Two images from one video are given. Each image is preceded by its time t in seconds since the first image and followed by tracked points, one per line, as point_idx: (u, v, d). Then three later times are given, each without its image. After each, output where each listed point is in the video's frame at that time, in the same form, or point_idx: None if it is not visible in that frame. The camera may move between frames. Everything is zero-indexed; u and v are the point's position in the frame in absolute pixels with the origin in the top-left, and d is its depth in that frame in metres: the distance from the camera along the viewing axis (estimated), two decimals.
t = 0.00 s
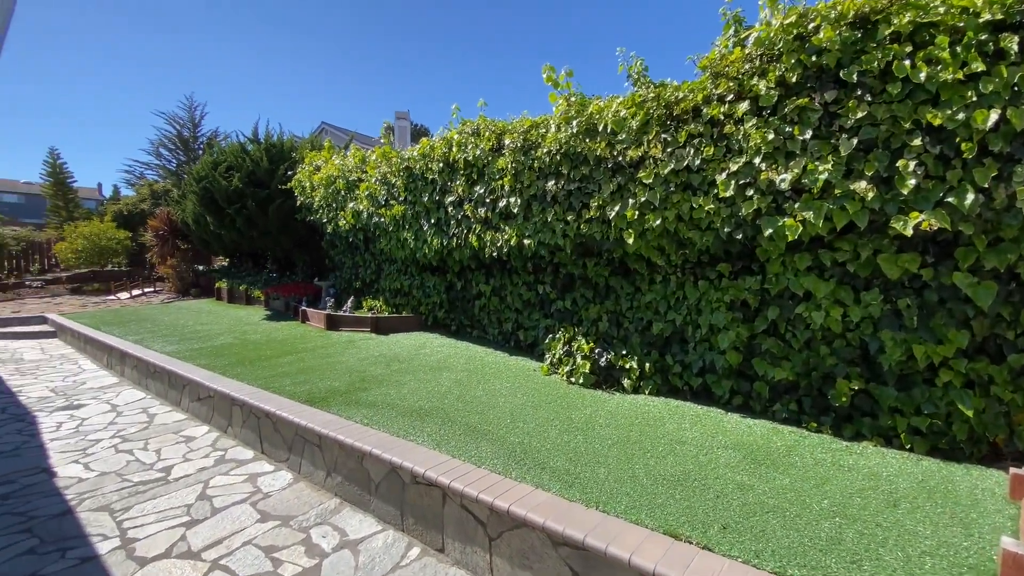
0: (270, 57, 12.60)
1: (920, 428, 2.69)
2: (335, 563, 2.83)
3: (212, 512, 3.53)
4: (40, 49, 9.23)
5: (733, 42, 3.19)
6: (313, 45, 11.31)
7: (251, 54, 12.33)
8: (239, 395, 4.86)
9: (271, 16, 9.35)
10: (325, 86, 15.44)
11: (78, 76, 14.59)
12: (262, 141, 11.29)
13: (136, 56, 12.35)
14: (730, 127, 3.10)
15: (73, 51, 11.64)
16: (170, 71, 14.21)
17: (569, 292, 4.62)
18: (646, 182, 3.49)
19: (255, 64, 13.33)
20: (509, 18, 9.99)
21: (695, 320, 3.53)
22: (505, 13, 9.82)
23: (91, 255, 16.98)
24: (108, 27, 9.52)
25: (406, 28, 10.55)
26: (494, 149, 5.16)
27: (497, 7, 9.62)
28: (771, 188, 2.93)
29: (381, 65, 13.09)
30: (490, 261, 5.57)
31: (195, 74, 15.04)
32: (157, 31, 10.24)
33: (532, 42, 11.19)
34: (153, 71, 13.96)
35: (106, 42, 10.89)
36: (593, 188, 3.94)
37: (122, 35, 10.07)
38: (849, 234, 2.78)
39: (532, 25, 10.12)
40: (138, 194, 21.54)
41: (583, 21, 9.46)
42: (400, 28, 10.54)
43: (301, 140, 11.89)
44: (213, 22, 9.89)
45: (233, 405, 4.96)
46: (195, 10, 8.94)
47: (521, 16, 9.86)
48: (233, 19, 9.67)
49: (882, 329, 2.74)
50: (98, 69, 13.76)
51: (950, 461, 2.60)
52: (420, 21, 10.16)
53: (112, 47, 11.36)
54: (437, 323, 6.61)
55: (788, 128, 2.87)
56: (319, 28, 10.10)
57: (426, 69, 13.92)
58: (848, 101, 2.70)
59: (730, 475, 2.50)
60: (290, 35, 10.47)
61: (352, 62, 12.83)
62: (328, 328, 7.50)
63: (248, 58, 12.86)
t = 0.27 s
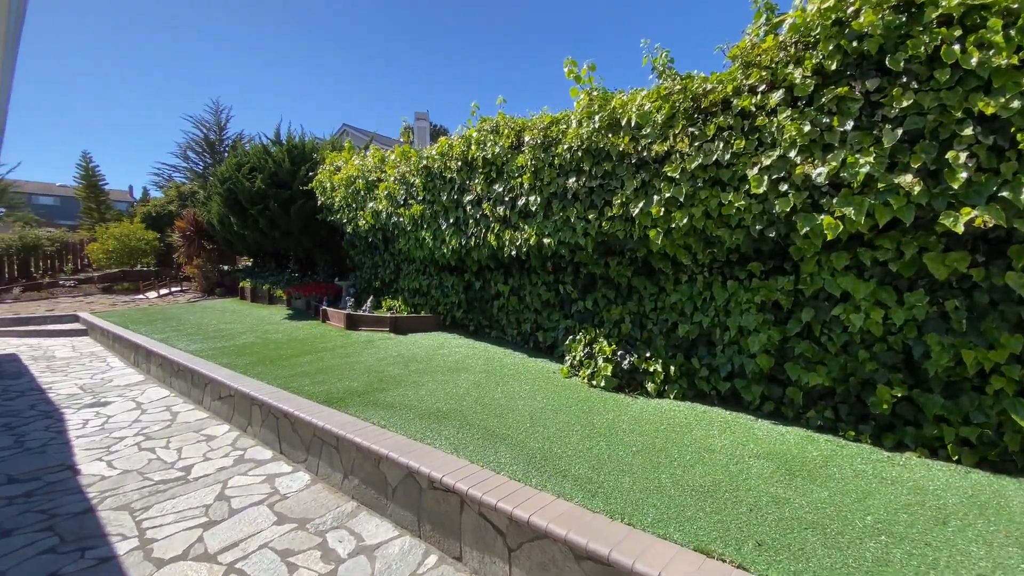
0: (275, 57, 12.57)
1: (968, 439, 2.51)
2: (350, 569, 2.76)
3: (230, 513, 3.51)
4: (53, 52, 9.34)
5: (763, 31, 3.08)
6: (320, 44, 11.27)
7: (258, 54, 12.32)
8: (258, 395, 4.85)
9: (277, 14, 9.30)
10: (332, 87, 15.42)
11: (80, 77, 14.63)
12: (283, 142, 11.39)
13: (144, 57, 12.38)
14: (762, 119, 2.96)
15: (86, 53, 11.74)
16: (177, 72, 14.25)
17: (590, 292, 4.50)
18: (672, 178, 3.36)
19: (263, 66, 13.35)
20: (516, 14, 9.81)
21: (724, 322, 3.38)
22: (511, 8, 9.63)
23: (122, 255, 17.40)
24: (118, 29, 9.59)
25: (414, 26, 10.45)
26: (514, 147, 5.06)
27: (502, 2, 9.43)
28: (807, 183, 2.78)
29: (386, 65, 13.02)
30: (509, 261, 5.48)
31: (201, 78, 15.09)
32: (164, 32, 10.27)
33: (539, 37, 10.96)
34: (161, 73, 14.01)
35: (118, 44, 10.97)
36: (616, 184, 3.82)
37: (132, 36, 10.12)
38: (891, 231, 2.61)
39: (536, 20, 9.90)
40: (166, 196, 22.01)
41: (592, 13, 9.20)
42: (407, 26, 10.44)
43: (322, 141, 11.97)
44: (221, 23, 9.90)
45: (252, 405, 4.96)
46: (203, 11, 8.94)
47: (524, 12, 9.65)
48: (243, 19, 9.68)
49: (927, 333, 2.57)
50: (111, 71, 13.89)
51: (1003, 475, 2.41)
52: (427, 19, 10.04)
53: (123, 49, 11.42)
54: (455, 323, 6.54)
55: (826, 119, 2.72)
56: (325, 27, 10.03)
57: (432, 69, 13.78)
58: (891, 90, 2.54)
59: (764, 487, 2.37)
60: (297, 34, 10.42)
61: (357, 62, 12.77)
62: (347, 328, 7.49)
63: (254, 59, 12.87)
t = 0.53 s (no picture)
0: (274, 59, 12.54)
1: (1021, 451, 2.33)
2: None
3: (244, 516, 3.47)
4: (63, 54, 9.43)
5: (796, 19, 2.93)
6: (319, 43, 11.21)
7: (258, 56, 12.28)
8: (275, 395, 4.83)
9: (277, 11, 9.26)
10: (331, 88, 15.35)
11: (79, 81, 14.65)
12: (302, 144, 11.46)
13: (147, 62, 12.43)
14: (795, 111, 2.81)
15: (94, 60, 11.85)
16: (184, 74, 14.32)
17: (611, 293, 4.37)
18: (698, 173, 3.23)
19: (269, 69, 13.37)
20: (516, 13, 9.62)
21: (753, 324, 3.23)
22: (510, 8, 9.45)
23: (148, 255, 17.72)
24: (128, 29, 9.64)
25: (416, 26, 10.34)
26: (532, 144, 4.96)
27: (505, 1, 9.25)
28: (844, 177, 2.62)
29: (388, 65, 12.95)
30: (527, 261, 5.38)
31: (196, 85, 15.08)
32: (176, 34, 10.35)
33: (540, 34, 10.74)
34: (155, 77, 13.98)
35: (122, 48, 11.02)
36: (638, 181, 3.69)
37: (131, 39, 10.13)
38: (937, 228, 2.44)
39: (535, 18, 9.69)
40: (191, 198, 22.39)
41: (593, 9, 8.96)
42: (417, 26, 10.38)
43: (340, 142, 12.02)
44: (223, 24, 9.89)
45: (269, 405, 4.95)
46: (202, 11, 8.93)
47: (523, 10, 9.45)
48: (245, 20, 9.66)
49: (975, 337, 2.40)
50: (105, 75, 13.86)
51: None
52: (427, 18, 9.91)
53: (125, 53, 11.47)
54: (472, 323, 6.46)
55: (865, 109, 2.56)
56: (336, 26, 10.01)
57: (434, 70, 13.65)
58: (938, 76, 2.37)
59: (799, 501, 2.22)
60: (297, 32, 10.36)
61: (356, 62, 12.69)
62: (365, 328, 7.47)
63: (251, 61, 12.80)
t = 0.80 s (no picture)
0: (276, 57, 12.44)
1: None
2: None
3: (258, 519, 3.42)
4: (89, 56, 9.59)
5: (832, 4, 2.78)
6: (337, 44, 11.26)
7: (272, 56, 12.35)
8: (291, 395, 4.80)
9: (294, 11, 9.29)
10: (335, 87, 15.32)
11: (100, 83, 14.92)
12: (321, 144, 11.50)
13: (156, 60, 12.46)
14: (831, 101, 2.66)
15: (100, 56, 11.88)
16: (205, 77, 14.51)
17: (632, 293, 4.23)
18: (725, 169, 3.09)
19: (278, 70, 13.39)
20: (531, 13, 9.54)
21: (783, 327, 3.08)
22: (524, 7, 9.36)
23: (172, 255, 18.03)
24: (152, 30, 9.77)
25: (420, 25, 10.27)
26: (550, 141, 4.84)
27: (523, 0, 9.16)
28: (885, 172, 2.46)
29: (388, 65, 12.87)
30: (544, 261, 5.27)
31: (209, 86, 15.24)
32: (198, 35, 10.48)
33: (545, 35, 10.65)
34: (167, 78, 14.13)
35: (127, 48, 11.07)
36: (662, 177, 3.55)
37: (147, 39, 10.17)
38: (987, 225, 2.27)
39: (535, 17, 9.56)
40: (213, 198, 22.75)
41: (595, 6, 8.79)
42: (434, 26, 10.35)
43: (358, 143, 12.05)
44: (227, 23, 9.86)
45: (286, 405, 4.92)
46: (210, 10, 8.90)
47: (522, 9, 9.33)
48: (260, 21, 9.72)
49: None
50: (130, 77, 14.12)
51: None
52: (441, 18, 9.88)
53: (135, 52, 11.53)
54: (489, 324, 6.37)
55: (909, 99, 2.40)
56: (354, 26, 10.03)
57: (440, 70, 13.58)
58: (990, 62, 2.21)
59: (839, 518, 2.07)
60: (304, 30, 10.32)
61: (362, 62, 12.67)
62: (382, 328, 7.44)
63: (269, 63, 12.91)
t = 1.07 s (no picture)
0: (293, 58, 12.49)
1: None
2: None
3: (274, 523, 3.38)
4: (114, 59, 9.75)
5: None
6: (356, 44, 11.29)
7: (291, 57, 12.43)
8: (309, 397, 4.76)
9: (314, 12, 9.33)
10: (352, 88, 15.39)
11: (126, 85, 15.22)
12: (340, 145, 11.53)
13: (177, 61, 12.60)
14: (873, 91, 2.49)
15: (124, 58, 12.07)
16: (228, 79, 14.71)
17: (655, 294, 4.10)
18: (756, 165, 2.94)
19: (297, 70, 13.47)
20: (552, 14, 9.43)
21: (818, 330, 2.92)
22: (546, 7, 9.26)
23: (196, 255, 18.36)
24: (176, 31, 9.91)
25: (435, 25, 10.21)
26: (570, 139, 4.73)
27: None
28: (933, 166, 2.29)
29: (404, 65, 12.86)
30: (564, 261, 5.16)
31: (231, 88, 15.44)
32: (220, 36, 10.60)
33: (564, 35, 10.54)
34: (192, 79, 14.35)
35: (151, 49, 11.27)
36: (688, 174, 3.41)
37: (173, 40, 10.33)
38: None
39: (548, 17, 9.43)
40: (235, 199, 23.12)
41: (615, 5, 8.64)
42: (453, 27, 10.30)
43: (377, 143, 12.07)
44: (246, 24, 9.90)
45: (303, 407, 4.89)
46: (229, 10, 8.94)
47: (533, 10, 9.22)
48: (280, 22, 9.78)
49: None
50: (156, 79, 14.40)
51: None
52: (460, 18, 9.83)
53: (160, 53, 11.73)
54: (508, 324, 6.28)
55: (960, 87, 2.23)
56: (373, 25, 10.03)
57: (457, 71, 13.55)
58: None
59: (884, 538, 1.93)
60: (323, 30, 10.36)
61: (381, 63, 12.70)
62: (399, 328, 7.40)
63: (290, 64, 13.01)
